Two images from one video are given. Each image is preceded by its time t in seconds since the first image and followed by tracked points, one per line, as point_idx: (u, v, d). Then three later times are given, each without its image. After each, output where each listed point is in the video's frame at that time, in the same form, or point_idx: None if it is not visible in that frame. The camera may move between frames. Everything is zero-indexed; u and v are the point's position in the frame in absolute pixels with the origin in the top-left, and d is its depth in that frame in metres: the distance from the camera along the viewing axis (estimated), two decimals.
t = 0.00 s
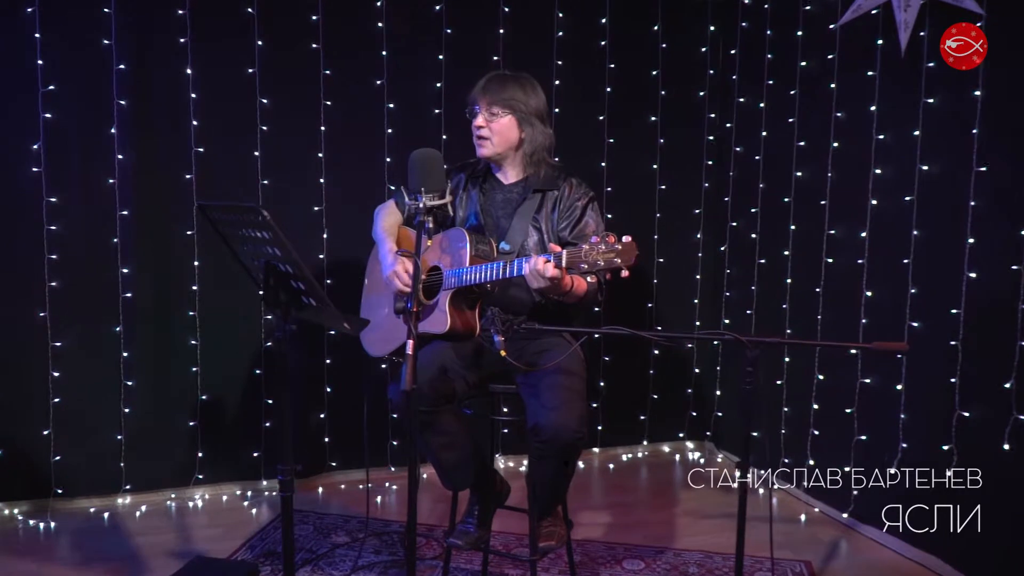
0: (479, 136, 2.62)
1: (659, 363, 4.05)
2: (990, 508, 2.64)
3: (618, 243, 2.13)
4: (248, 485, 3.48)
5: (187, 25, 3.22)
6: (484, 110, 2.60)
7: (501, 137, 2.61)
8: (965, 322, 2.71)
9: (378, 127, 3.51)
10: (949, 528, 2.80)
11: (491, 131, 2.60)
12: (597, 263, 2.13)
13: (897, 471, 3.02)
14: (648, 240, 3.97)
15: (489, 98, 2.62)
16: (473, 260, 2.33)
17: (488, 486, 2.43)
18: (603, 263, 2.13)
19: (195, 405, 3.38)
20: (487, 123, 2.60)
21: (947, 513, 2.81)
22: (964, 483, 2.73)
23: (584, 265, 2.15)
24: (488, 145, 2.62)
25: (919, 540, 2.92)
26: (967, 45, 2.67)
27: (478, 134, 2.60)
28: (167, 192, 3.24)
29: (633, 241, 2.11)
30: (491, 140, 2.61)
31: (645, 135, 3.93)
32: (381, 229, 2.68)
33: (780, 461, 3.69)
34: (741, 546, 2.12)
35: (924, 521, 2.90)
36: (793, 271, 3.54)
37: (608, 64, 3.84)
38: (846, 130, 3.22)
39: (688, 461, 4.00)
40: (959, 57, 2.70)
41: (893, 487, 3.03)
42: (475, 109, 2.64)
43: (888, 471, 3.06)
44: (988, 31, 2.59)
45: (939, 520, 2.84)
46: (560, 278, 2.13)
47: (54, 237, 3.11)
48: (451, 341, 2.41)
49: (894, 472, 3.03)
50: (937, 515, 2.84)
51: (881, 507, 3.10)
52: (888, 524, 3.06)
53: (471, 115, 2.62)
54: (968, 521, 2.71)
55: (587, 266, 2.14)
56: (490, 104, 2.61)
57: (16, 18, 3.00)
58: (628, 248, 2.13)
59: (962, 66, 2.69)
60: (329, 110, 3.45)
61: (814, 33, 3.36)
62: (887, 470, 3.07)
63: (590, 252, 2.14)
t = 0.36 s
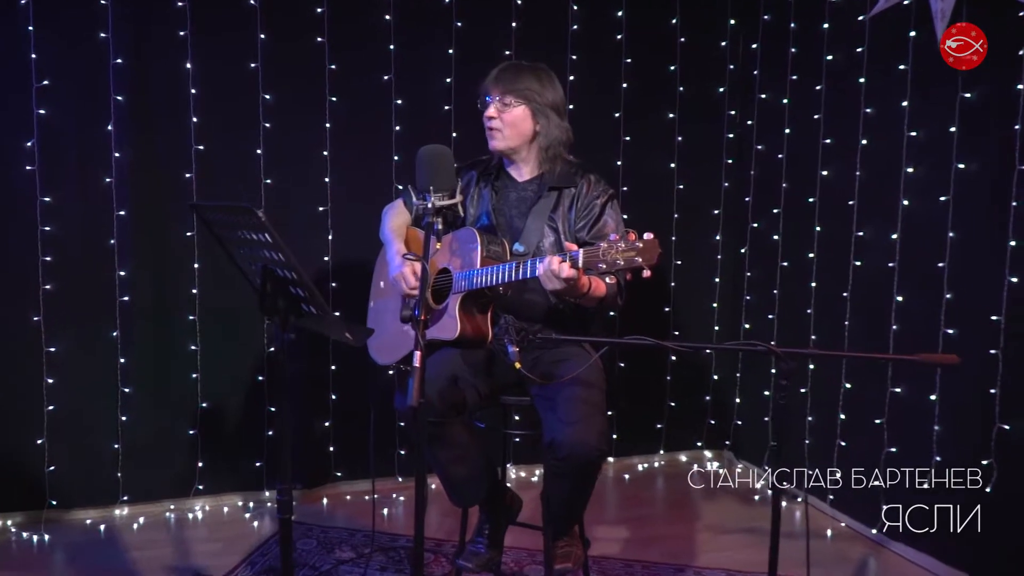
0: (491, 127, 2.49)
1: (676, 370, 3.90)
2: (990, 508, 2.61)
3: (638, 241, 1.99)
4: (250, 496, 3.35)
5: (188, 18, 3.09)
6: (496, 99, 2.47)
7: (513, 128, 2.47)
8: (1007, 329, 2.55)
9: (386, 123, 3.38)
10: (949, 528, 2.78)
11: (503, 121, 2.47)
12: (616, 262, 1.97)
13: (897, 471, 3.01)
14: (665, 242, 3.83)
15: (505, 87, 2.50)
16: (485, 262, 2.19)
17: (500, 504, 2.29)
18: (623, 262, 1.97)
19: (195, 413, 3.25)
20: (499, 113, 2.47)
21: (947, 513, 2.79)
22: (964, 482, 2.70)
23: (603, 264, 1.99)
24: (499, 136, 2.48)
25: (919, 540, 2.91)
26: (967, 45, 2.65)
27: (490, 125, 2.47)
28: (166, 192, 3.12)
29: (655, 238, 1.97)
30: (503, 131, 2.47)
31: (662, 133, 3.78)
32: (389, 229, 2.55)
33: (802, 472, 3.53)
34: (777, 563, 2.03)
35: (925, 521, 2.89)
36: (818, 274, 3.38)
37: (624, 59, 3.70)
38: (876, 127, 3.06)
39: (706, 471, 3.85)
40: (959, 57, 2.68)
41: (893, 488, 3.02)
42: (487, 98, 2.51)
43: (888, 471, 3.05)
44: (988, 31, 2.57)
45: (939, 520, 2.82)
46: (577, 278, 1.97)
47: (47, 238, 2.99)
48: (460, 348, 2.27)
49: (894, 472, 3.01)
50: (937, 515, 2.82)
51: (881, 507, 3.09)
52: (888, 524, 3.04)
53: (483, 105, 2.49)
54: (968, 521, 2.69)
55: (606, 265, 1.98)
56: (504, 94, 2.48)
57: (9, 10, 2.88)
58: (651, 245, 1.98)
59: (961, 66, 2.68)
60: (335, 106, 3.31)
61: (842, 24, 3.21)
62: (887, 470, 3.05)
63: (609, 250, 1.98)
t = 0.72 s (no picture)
0: (499, 131, 2.37)
1: (693, 378, 3.77)
2: (990, 508, 2.62)
3: (660, 250, 1.83)
4: (252, 509, 3.24)
5: (188, 13, 2.98)
6: (502, 102, 2.36)
7: (522, 131, 2.36)
8: None
9: (394, 122, 3.26)
10: (949, 528, 2.78)
11: (511, 125, 2.36)
12: (636, 271, 1.83)
13: (897, 471, 3.00)
14: (682, 246, 3.70)
15: (512, 88, 2.39)
16: (496, 271, 2.08)
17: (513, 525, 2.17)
18: (643, 273, 1.83)
19: (196, 424, 3.13)
20: (506, 116, 2.36)
21: (947, 513, 2.79)
22: (964, 483, 2.70)
23: (622, 275, 1.85)
24: (508, 140, 2.37)
25: (919, 540, 2.91)
26: (967, 45, 2.64)
27: (497, 128, 2.36)
28: (166, 194, 3.01)
29: (679, 247, 1.80)
30: (512, 135, 2.36)
31: (679, 133, 3.66)
32: (395, 235, 2.42)
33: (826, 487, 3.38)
34: None
35: (924, 521, 2.89)
36: (843, 279, 3.23)
37: (640, 56, 3.57)
38: (906, 126, 2.91)
39: (725, 483, 3.72)
40: (959, 57, 2.67)
41: (893, 488, 3.02)
42: (494, 101, 2.40)
43: (888, 471, 3.04)
44: (988, 30, 2.56)
45: (939, 520, 2.82)
46: (592, 290, 1.85)
47: (43, 242, 2.88)
48: (470, 361, 2.16)
49: (894, 472, 3.01)
50: (937, 515, 2.82)
51: (881, 507, 3.09)
52: (888, 524, 3.04)
53: (491, 107, 2.39)
54: (968, 521, 2.69)
55: (624, 276, 1.85)
56: (511, 96, 2.37)
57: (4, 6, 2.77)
58: (675, 255, 1.82)
59: (962, 66, 2.67)
60: (340, 105, 3.20)
61: (869, 19, 3.07)
62: (887, 470, 3.05)
63: (627, 260, 1.84)
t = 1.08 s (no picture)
0: (502, 131, 2.26)
1: (708, 385, 3.64)
2: (990, 509, 2.57)
3: (687, 255, 1.73)
4: (252, 520, 3.13)
5: (185, 7, 2.88)
6: (504, 103, 2.24)
7: (526, 131, 2.23)
8: None
9: (399, 119, 3.15)
10: (949, 528, 2.74)
11: (515, 124, 2.23)
12: (660, 279, 1.73)
13: (897, 471, 2.97)
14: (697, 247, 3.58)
15: (512, 86, 2.27)
16: (505, 277, 1.97)
17: (521, 544, 2.04)
18: (669, 281, 1.73)
19: (193, 432, 3.03)
20: (509, 116, 2.24)
21: (947, 513, 2.75)
22: (964, 483, 2.66)
23: (645, 282, 1.75)
24: (511, 141, 2.25)
25: (918, 540, 2.89)
26: (967, 45, 2.59)
27: (500, 129, 2.24)
28: (163, 194, 2.91)
29: (708, 253, 1.70)
30: (515, 136, 2.24)
31: (694, 131, 3.53)
32: (396, 237, 2.32)
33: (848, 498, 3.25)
34: None
35: (924, 521, 2.86)
36: (866, 283, 3.09)
37: (654, 52, 3.45)
38: (933, 122, 2.75)
39: (741, 493, 3.60)
40: (959, 57, 2.62)
41: (893, 487, 2.99)
42: (496, 100, 2.29)
43: (888, 471, 3.01)
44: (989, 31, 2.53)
45: (939, 520, 2.78)
46: (612, 299, 1.77)
47: (35, 244, 2.79)
48: (477, 372, 2.05)
49: (894, 472, 2.98)
50: (937, 515, 2.78)
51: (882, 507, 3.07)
52: (889, 524, 3.02)
53: (493, 107, 2.27)
54: (968, 521, 2.65)
55: (648, 283, 1.74)
56: (513, 94, 2.25)
57: None
58: (703, 260, 1.72)
59: (962, 66, 2.62)
60: (343, 102, 3.09)
61: (895, 10, 2.93)
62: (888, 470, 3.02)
63: (651, 266, 1.74)
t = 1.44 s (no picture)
0: (504, 130, 2.14)
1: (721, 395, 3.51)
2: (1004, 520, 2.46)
3: (702, 263, 1.64)
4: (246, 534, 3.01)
5: (176, 3, 2.77)
6: (502, 99, 2.12)
7: (529, 126, 2.11)
8: None
9: (398, 118, 3.03)
10: (949, 528, 2.68)
11: (516, 120, 2.11)
12: (673, 288, 1.64)
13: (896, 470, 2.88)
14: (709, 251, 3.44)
15: (509, 82, 2.16)
16: (504, 284, 1.87)
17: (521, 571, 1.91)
18: (681, 289, 1.63)
19: (186, 443, 2.92)
20: (509, 112, 2.12)
21: (947, 513, 2.69)
22: (964, 483, 2.59)
23: (656, 291, 1.65)
24: (515, 138, 2.13)
25: (933, 555, 2.75)
26: (967, 45, 2.56)
27: (501, 127, 2.12)
28: (153, 196, 2.80)
29: (723, 260, 1.60)
30: (519, 133, 2.12)
31: (706, 130, 3.40)
32: (389, 244, 2.25)
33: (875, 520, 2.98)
34: None
35: (924, 521, 2.79)
36: (887, 289, 2.93)
37: (664, 48, 3.32)
38: (961, 119, 2.59)
39: (754, 505, 3.46)
40: (959, 57, 2.59)
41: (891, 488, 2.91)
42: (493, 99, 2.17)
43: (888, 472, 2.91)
44: (989, 31, 2.48)
45: (939, 520, 2.72)
46: (620, 308, 1.65)
47: (21, 248, 2.69)
48: (474, 388, 1.93)
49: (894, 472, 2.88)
50: (937, 515, 2.72)
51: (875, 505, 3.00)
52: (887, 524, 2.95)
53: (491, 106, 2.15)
54: (968, 521, 2.59)
55: (659, 293, 1.65)
56: (511, 89, 2.14)
57: None
58: (720, 268, 1.61)
59: (961, 66, 2.59)
60: (340, 100, 2.97)
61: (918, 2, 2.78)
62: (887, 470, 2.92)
63: (661, 274, 1.65)
